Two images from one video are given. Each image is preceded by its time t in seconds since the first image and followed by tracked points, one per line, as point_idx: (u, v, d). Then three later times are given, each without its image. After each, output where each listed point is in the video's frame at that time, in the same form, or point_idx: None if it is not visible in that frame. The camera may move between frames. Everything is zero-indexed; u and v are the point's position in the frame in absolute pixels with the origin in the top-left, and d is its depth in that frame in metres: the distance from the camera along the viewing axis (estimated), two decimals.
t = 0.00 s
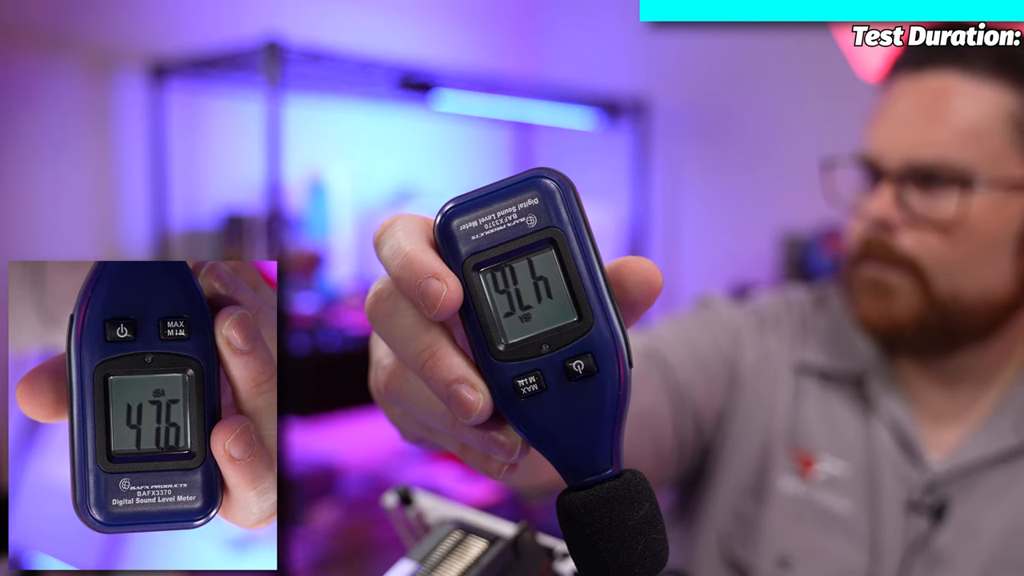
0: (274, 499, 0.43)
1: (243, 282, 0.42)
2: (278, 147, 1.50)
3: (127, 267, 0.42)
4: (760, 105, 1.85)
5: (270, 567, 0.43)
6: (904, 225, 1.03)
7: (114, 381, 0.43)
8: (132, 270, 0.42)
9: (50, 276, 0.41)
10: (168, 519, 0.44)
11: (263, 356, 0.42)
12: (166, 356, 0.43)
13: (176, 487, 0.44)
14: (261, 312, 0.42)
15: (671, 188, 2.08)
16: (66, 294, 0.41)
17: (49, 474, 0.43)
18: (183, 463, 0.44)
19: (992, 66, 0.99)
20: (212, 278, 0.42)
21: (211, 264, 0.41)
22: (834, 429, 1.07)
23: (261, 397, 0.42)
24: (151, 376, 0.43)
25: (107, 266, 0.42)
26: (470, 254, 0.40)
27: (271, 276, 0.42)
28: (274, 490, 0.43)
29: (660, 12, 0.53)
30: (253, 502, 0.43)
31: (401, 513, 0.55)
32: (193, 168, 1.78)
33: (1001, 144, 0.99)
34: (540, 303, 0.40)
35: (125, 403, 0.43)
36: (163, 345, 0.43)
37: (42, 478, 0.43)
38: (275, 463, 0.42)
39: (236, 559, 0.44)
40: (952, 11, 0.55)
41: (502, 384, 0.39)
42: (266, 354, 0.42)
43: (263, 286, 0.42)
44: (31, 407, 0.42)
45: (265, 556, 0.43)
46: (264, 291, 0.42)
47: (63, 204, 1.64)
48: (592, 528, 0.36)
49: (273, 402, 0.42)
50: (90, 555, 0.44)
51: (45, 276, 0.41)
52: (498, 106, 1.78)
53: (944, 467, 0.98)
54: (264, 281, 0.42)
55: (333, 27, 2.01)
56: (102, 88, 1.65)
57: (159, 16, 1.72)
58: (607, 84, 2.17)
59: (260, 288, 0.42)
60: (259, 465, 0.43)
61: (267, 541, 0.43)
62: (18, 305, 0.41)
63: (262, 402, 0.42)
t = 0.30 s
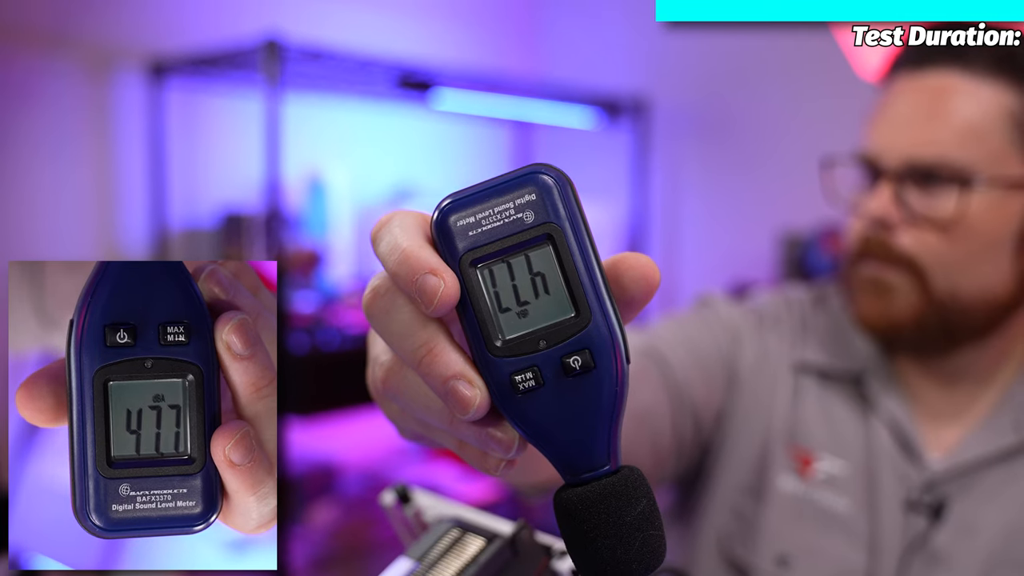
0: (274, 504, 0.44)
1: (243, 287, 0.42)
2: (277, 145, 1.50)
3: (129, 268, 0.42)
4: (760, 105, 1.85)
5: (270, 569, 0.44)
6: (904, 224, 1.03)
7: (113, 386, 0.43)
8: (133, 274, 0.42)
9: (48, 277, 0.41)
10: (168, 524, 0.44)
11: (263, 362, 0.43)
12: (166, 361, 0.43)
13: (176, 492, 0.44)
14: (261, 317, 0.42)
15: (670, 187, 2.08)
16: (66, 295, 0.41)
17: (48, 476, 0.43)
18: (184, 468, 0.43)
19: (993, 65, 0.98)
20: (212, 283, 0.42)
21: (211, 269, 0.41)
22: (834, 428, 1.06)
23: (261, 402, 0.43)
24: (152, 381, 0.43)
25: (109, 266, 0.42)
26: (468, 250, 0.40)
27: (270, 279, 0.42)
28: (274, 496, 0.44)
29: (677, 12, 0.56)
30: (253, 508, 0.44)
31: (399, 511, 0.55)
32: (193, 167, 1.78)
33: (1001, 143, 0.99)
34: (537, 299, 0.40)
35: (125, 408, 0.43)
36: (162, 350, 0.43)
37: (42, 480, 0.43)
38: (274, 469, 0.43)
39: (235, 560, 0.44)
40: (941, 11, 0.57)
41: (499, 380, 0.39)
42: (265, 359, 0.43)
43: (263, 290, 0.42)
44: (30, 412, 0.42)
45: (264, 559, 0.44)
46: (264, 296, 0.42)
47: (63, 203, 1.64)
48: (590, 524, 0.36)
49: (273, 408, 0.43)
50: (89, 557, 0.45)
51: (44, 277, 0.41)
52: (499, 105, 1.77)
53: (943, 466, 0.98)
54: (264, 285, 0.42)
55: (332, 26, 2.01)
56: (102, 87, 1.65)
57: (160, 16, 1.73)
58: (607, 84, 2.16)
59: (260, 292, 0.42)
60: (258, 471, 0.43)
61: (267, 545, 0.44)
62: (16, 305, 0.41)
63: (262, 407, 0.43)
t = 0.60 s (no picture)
0: (272, 503, 0.43)
1: (242, 287, 0.42)
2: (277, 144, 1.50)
3: (126, 268, 0.42)
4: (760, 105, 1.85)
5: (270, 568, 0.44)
6: (903, 224, 1.03)
7: (111, 385, 0.43)
8: (131, 272, 0.42)
9: (47, 279, 0.41)
10: (166, 523, 0.44)
11: (261, 361, 0.42)
12: (163, 361, 0.43)
13: (173, 491, 0.44)
14: (260, 316, 0.42)
15: (670, 187, 2.08)
16: (64, 295, 0.42)
17: (47, 476, 0.44)
18: (181, 467, 0.43)
19: (992, 65, 0.99)
20: (210, 282, 0.42)
21: (208, 268, 0.41)
22: (834, 428, 1.07)
23: (260, 401, 0.43)
24: (149, 380, 0.43)
25: (107, 267, 0.42)
26: (470, 251, 0.40)
27: (269, 280, 0.42)
28: (272, 495, 0.43)
29: (692, 12, 0.56)
30: (251, 507, 0.44)
31: (400, 509, 0.55)
32: (193, 166, 1.78)
33: (1000, 143, 0.99)
34: (538, 299, 0.40)
35: (123, 407, 0.43)
36: (160, 349, 0.42)
37: (40, 481, 0.44)
38: (273, 468, 0.43)
39: (233, 561, 0.44)
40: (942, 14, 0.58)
41: (501, 380, 0.39)
42: (264, 358, 0.42)
43: (262, 290, 0.42)
44: (29, 412, 0.43)
45: (263, 559, 0.43)
46: (263, 296, 0.42)
47: (63, 202, 1.64)
48: (591, 525, 0.36)
49: (271, 407, 0.42)
50: (88, 557, 0.45)
51: (43, 277, 0.41)
52: (499, 103, 1.75)
53: (942, 465, 0.98)
54: (263, 286, 0.42)
55: (332, 25, 2.01)
56: (102, 85, 1.65)
57: (160, 14, 1.72)
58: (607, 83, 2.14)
59: (258, 292, 0.42)
60: (256, 471, 0.43)
61: (265, 545, 0.43)
62: (16, 303, 0.41)
63: (261, 406, 0.43)
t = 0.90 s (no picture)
0: (266, 500, 0.44)
1: (234, 285, 0.43)
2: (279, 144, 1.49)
3: (120, 267, 0.43)
4: (760, 105, 1.86)
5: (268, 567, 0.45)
6: (906, 224, 1.03)
7: (105, 382, 0.43)
8: (125, 270, 0.42)
9: (43, 281, 0.42)
10: (160, 519, 0.44)
11: (253, 359, 0.43)
12: (157, 358, 0.43)
13: (167, 487, 0.44)
14: (252, 314, 0.43)
15: (671, 187, 2.08)
16: (60, 297, 0.42)
17: (42, 476, 0.44)
18: (174, 463, 0.44)
19: (994, 66, 0.98)
20: (203, 280, 0.43)
21: (202, 267, 0.42)
22: (836, 428, 1.07)
23: (252, 399, 0.43)
24: (143, 377, 0.43)
25: (101, 265, 0.42)
26: (475, 254, 0.40)
27: (261, 278, 0.43)
28: (265, 490, 0.44)
29: (708, 12, 0.57)
30: (244, 504, 0.44)
31: (404, 508, 0.56)
32: (195, 165, 1.80)
33: (1001, 143, 0.99)
34: (544, 302, 0.41)
35: (117, 404, 0.43)
36: (154, 346, 0.43)
37: (37, 481, 0.44)
38: (267, 464, 0.43)
39: (230, 560, 0.45)
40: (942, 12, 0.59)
41: (506, 382, 0.39)
42: (257, 356, 0.43)
43: (255, 288, 0.43)
44: (24, 410, 0.43)
45: (261, 557, 0.44)
46: (256, 294, 0.43)
47: (65, 201, 1.64)
48: (596, 525, 0.36)
49: (264, 404, 0.43)
50: (85, 557, 0.45)
51: (39, 278, 0.42)
52: (500, 104, 1.76)
53: (944, 465, 0.98)
54: (255, 283, 0.43)
55: (332, 25, 2.01)
56: (103, 84, 1.65)
57: (161, 15, 1.73)
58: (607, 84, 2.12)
59: (251, 290, 0.43)
60: (249, 467, 0.43)
61: (262, 544, 0.44)
62: (15, 308, 0.41)
63: (253, 403, 0.43)
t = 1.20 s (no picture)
0: (259, 501, 0.45)
1: (229, 288, 0.43)
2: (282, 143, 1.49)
3: (117, 268, 0.43)
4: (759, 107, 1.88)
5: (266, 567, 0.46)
6: (908, 225, 1.03)
7: (100, 385, 0.44)
8: (121, 273, 0.43)
9: (39, 282, 0.43)
10: (154, 521, 0.45)
11: (248, 362, 0.43)
12: (152, 361, 0.43)
13: (162, 489, 0.45)
14: (246, 317, 0.43)
15: (672, 187, 2.07)
16: (56, 296, 0.43)
17: (39, 477, 0.45)
18: (169, 465, 0.44)
19: (997, 67, 0.98)
20: (197, 284, 0.43)
21: (196, 270, 0.42)
22: (837, 428, 1.07)
23: (246, 401, 0.44)
24: (137, 381, 0.44)
25: (98, 266, 0.43)
26: (478, 251, 0.40)
27: (256, 280, 0.43)
28: (259, 492, 0.45)
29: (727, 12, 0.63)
30: (238, 505, 0.45)
31: (406, 507, 0.56)
32: (196, 165, 1.81)
33: (1002, 144, 1.00)
34: (546, 298, 0.41)
35: (112, 407, 0.44)
36: (149, 350, 0.43)
37: (35, 481, 0.45)
38: (259, 467, 0.45)
39: (226, 560, 0.46)
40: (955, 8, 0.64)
41: (509, 378, 0.40)
42: (250, 359, 0.43)
43: (249, 291, 0.43)
44: (21, 412, 0.44)
45: (259, 557, 0.46)
46: (249, 297, 0.43)
47: (68, 201, 1.64)
48: (598, 520, 0.36)
49: (258, 406, 0.44)
50: (81, 558, 0.46)
51: (36, 278, 0.43)
52: (502, 104, 1.77)
53: (945, 466, 0.98)
54: (249, 286, 0.43)
55: (335, 26, 2.04)
56: (107, 83, 1.66)
57: (164, 15, 1.74)
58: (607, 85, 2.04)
59: (245, 293, 0.43)
60: (243, 469, 0.45)
61: (259, 544, 0.46)
62: (14, 311, 0.43)
63: (247, 406, 0.44)
